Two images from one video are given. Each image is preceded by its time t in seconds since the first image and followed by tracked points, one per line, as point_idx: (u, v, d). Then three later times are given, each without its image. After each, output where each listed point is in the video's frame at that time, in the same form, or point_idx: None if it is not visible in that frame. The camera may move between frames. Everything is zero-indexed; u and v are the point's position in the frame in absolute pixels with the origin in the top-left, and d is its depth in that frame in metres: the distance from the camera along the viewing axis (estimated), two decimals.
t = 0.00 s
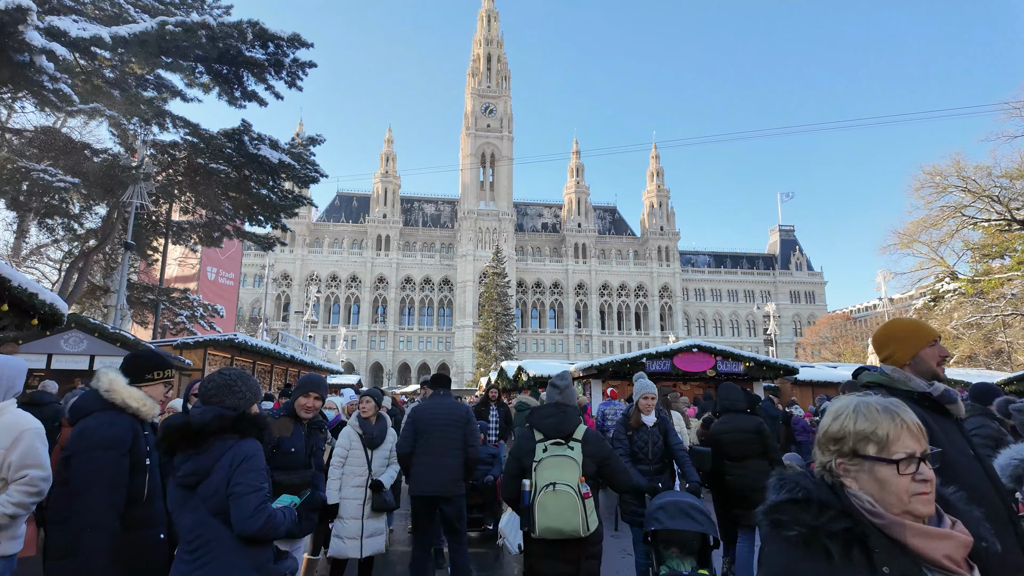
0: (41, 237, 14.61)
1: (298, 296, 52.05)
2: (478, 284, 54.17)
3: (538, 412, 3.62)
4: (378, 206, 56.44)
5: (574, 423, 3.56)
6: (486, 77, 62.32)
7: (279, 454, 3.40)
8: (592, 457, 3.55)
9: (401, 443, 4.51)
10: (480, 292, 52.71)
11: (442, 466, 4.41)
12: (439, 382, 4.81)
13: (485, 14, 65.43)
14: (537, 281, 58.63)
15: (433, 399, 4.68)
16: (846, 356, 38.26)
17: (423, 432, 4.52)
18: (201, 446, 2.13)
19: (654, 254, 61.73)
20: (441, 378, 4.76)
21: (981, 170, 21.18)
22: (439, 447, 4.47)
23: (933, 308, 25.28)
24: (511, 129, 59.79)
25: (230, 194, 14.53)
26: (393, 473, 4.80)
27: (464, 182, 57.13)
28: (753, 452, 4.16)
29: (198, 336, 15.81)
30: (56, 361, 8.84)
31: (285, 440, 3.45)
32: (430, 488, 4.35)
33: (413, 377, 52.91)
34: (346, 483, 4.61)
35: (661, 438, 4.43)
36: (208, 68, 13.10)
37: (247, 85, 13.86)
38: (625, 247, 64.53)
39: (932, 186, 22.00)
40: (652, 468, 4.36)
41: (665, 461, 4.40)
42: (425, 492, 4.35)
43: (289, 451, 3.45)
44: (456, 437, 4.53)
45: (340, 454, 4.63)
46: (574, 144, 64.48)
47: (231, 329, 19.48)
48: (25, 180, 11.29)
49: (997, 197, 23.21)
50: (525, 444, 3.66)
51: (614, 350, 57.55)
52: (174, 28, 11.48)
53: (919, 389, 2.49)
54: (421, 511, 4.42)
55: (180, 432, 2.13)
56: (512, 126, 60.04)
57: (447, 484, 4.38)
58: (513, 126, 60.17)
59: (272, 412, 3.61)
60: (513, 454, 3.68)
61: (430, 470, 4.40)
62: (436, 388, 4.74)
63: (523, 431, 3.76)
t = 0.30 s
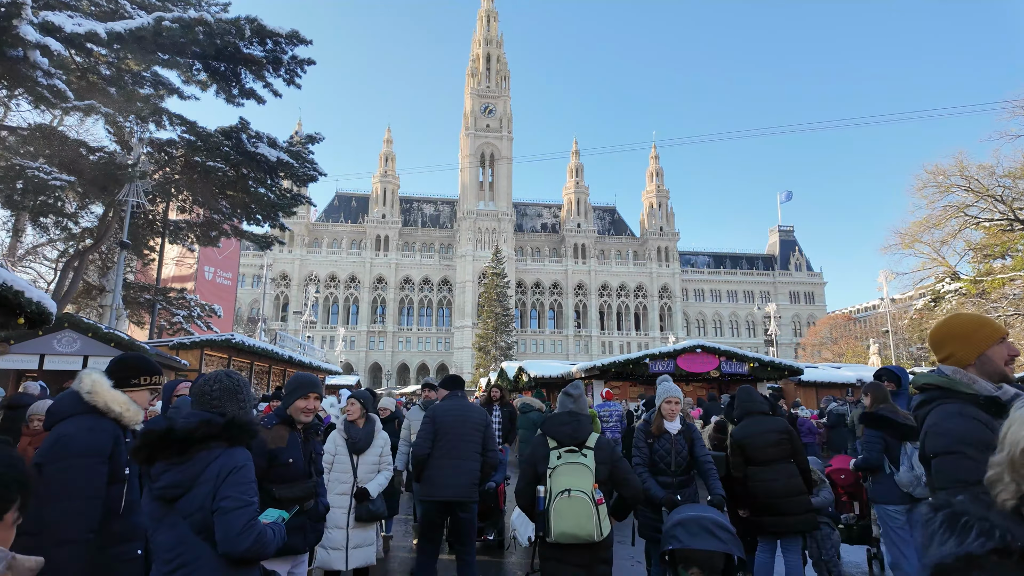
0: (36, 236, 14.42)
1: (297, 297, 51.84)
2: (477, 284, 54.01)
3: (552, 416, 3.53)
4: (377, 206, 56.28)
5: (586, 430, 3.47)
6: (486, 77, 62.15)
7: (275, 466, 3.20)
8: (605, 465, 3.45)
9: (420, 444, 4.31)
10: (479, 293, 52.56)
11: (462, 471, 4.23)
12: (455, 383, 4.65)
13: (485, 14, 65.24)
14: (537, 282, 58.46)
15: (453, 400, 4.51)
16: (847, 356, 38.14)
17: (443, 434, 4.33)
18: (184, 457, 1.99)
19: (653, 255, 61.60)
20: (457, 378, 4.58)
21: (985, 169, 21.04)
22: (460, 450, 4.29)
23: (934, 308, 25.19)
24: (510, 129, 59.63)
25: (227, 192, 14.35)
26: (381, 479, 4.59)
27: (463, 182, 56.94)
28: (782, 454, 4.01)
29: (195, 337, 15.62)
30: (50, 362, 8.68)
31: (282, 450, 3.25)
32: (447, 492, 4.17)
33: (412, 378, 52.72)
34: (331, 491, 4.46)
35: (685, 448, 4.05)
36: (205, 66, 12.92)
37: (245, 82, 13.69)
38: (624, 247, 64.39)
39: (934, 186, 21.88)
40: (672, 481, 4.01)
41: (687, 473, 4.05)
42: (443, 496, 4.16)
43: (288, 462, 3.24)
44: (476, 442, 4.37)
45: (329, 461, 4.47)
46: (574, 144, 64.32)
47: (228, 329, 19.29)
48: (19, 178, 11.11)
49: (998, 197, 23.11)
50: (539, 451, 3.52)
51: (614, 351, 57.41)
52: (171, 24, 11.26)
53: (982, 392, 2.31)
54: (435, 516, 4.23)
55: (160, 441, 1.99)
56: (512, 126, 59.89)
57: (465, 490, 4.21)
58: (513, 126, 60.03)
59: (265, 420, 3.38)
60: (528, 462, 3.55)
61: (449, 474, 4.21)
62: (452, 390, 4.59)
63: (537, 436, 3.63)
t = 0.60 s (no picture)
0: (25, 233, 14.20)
1: (292, 296, 51.56)
2: (473, 284, 53.85)
3: (555, 406, 3.78)
4: (373, 206, 56.09)
5: (588, 418, 3.73)
6: (482, 76, 61.94)
7: (261, 465, 2.98)
8: (604, 452, 3.71)
9: (415, 443, 4.11)
10: (475, 293, 52.41)
11: (458, 470, 4.09)
12: (449, 376, 4.47)
13: (481, 13, 65.03)
14: (533, 282, 58.31)
15: (448, 395, 4.35)
16: (844, 356, 38.12)
17: (439, 431, 4.17)
18: (140, 450, 1.86)
19: (650, 254, 61.53)
20: (450, 371, 4.45)
21: (982, 168, 21.00)
22: (457, 448, 4.14)
23: (930, 307, 25.18)
24: (507, 129, 59.49)
25: (220, 188, 14.15)
26: (355, 475, 4.36)
27: (460, 182, 56.75)
28: (788, 452, 3.88)
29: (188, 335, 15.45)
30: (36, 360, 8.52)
31: (269, 448, 3.03)
32: (444, 492, 4.03)
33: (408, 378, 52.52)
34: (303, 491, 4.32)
35: (701, 445, 3.59)
36: (198, 61, 12.73)
37: (238, 78, 13.50)
38: (621, 247, 64.27)
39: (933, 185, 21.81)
40: (686, 481, 3.56)
41: (704, 471, 3.59)
42: (440, 497, 4.03)
43: (275, 461, 3.03)
44: (473, 440, 4.22)
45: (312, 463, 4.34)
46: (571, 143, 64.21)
47: (221, 328, 19.09)
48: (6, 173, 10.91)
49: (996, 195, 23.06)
50: (543, 437, 3.78)
51: (610, 350, 57.31)
52: (161, 17, 10.93)
53: None
54: (432, 519, 4.09)
55: (115, 431, 1.84)
56: (508, 126, 59.76)
57: (462, 491, 4.07)
58: (509, 125, 59.91)
59: (248, 414, 3.09)
60: (533, 449, 3.79)
61: (446, 475, 4.08)
62: (446, 384, 4.44)
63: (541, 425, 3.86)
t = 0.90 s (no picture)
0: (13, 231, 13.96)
1: (287, 296, 51.28)
2: (470, 284, 53.65)
3: (546, 411, 3.65)
4: (369, 205, 55.86)
5: (580, 423, 3.60)
6: (479, 75, 61.69)
7: (241, 472, 2.76)
8: (597, 458, 3.56)
9: (397, 450, 3.93)
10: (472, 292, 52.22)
11: (442, 478, 3.94)
12: (431, 375, 4.31)
13: (477, 12, 64.80)
14: (530, 281, 58.15)
15: (430, 397, 4.18)
16: (841, 355, 38.09)
17: (422, 437, 3.99)
18: (72, 459, 1.74)
19: (646, 254, 61.41)
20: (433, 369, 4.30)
21: (980, 167, 20.92)
22: (440, 453, 3.98)
23: (927, 307, 25.15)
24: (503, 128, 59.31)
25: (211, 185, 13.91)
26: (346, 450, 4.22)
27: (456, 181, 56.52)
28: (785, 454, 3.72)
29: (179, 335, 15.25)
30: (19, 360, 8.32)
31: (249, 454, 2.81)
32: (427, 502, 3.87)
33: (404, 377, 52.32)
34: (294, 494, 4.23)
35: (711, 451, 3.35)
36: (189, 56, 12.51)
37: (229, 74, 13.28)
38: (617, 247, 64.15)
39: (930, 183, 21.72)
40: (694, 494, 3.34)
41: (714, 483, 3.37)
42: (424, 506, 3.86)
43: (257, 468, 2.83)
44: (459, 444, 4.07)
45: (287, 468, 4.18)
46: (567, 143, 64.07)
47: (214, 327, 18.88)
48: None
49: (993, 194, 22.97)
50: (535, 443, 3.63)
51: (607, 350, 57.19)
52: (150, 10, 10.78)
53: None
54: (415, 530, 3.90)
55: (43, 438, 1.73)
56: (505, 125, 59.58)
57: (447, 499, 3.92)
58: (505, 124, 59.74)
59: (230, 417, 2.83)
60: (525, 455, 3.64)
61: (429, 483, 3.91)
62: (428, 384, 4.27)
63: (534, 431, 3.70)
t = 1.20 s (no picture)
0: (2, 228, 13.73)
1: (285, 296, 51.07)
2: (468, 284, 53.46)
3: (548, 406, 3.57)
4: (367, 205, 55.68)
5: (582, 419, 3.49)
6: (477, 75, 61.50)
7: (240, 470, 2.61)
8: (599, 454, 3.43)
9: (379, 454, 3.80)
10: (470, 293, 52.02)
11: (429, 482, 3.79)
12: (419, 373, 4.20)
13: (476, 11, 64.63)
14: (528, 281, 58.01)
15: (415, 396, 4.04)
16: (840, 356, 37.98)
17: (405, 439, 3.84)
18: (11, 466, 1.60)
19: (645, 254, 61.30)
20: (418, 368, 4.20)
21: (980, 165, 20.83)
22: (423, 456, 3.82)
23: (926, 307, 25.07)
24: (502, 128, 59.15)
25: (206, 182, 13.67)
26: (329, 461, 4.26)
27: (454, 181, 56.33)
28: (788, 454, 3.58)
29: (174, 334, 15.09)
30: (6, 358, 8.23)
31: (249, 451, 2.65)
32: (413, 508, 3.72)
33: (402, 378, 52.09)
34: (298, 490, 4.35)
35: (719, 454, 3.13)
36: (183, 51, 12.34)
37: (224, 69, 13.10)
38: (616, 247, 64.03)
39: (931, 182, 21.60)
40: (703, 503, 3.09)
41: (724, 490, 3.13)
42: (409, 513, 3.72)
43: (257, 466, 2.67)
44: (446, 443, 3.92)
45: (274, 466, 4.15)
46: (566, 143, 63.94)
47: (209, 327, 18.71)
48: None
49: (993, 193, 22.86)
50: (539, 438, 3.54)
51: (605, 351, 57.04)
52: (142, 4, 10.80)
53: None
54: (402, 537, 3.76)
55: None
56: (503, 125, 59.43)
57: (433, 504, 3.76)
58: (504, 124, 59.60)
59: (227, 411, 2.73)
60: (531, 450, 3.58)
61: (413, 487, 3.76)
62: (416, 382, 4.14)
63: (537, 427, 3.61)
